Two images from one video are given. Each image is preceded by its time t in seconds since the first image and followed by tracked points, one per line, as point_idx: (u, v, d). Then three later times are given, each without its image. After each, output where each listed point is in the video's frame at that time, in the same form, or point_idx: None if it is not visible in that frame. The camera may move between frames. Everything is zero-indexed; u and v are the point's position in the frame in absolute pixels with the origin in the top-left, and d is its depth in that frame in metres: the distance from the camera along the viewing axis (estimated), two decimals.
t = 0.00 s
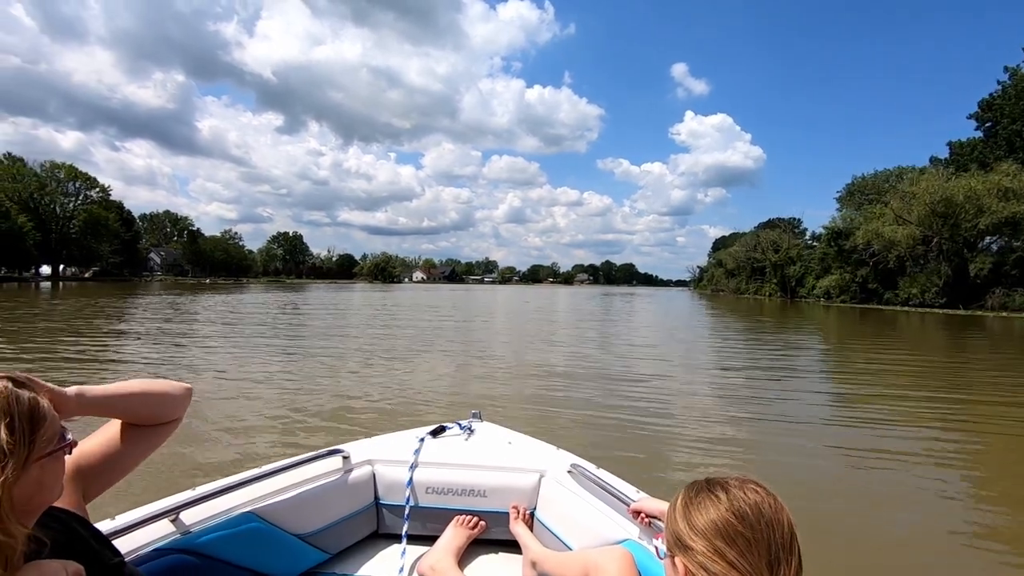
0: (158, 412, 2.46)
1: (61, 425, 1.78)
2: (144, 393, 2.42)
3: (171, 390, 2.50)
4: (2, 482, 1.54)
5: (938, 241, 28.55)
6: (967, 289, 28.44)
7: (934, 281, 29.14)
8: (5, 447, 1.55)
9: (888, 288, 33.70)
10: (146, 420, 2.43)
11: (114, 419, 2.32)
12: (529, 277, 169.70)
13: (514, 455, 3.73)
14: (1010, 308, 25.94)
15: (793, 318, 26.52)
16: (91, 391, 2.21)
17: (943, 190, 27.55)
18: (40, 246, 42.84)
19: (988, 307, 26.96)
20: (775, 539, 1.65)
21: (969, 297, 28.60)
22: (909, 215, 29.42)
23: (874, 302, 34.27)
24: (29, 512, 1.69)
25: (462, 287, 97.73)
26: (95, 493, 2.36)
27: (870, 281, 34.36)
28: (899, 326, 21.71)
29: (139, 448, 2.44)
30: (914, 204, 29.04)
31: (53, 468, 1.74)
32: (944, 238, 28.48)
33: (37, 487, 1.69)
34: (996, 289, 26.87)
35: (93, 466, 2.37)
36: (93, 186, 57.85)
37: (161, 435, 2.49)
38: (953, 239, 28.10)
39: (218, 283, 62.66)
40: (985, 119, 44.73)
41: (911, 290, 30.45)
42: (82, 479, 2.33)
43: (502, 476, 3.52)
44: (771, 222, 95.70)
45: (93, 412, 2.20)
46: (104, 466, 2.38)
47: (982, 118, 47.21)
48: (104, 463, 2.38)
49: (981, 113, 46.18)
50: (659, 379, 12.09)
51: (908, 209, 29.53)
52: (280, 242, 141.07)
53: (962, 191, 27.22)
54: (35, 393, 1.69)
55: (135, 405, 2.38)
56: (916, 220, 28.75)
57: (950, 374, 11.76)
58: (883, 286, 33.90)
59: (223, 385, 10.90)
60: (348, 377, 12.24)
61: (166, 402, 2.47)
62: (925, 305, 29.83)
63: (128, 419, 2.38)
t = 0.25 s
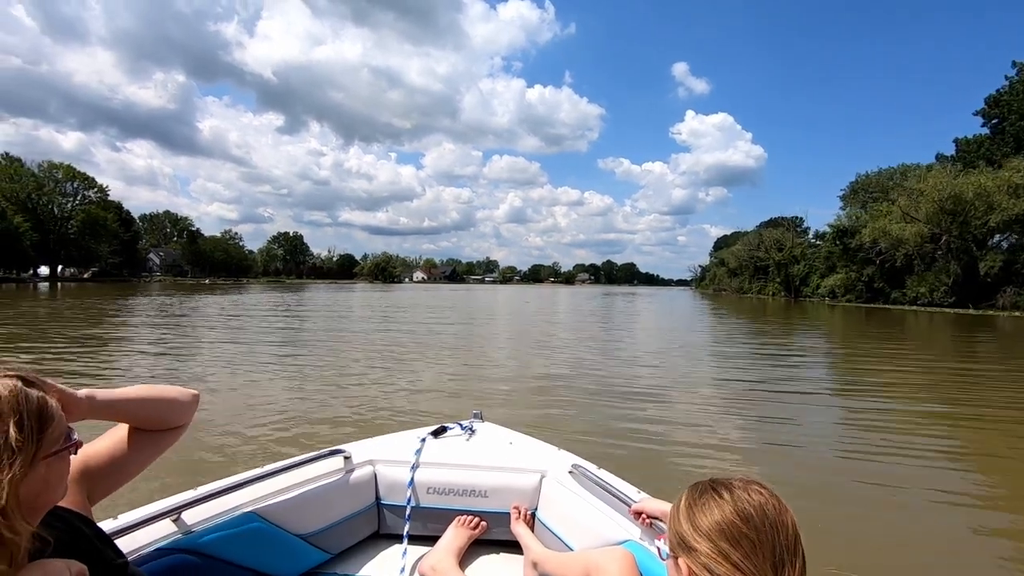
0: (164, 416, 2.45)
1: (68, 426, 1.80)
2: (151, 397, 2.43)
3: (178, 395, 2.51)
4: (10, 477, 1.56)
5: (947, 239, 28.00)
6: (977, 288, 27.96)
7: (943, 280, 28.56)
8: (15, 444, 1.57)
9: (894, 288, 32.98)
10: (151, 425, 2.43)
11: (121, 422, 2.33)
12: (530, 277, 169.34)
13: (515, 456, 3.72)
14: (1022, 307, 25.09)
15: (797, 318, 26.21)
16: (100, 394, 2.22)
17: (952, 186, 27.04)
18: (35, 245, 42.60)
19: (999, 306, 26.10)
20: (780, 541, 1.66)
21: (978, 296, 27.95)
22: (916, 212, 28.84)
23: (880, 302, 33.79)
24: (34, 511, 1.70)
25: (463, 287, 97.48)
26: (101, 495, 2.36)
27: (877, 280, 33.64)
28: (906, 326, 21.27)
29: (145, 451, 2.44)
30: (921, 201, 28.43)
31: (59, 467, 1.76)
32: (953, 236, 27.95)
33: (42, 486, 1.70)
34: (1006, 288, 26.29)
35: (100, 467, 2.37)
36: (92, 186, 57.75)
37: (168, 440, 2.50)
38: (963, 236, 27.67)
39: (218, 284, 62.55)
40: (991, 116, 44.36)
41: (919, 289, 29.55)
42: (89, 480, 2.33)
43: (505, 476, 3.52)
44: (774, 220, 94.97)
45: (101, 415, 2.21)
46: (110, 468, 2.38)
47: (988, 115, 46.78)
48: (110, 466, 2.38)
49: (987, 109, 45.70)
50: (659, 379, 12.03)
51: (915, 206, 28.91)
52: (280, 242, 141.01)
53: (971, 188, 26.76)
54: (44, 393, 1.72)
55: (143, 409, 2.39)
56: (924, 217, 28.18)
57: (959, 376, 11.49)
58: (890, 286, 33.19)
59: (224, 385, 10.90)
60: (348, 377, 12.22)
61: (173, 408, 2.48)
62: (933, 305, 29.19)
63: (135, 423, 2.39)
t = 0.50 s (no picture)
0: (167, 417, 2.46)
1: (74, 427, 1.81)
2: (153, 398, 2.43)
3: (180, 396, 2.51)
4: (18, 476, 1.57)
5: (953, 237, 27.62)
6: (984, 288, 27.47)
7: (949, 279, 27.97)
8: (24, 443, 1.58)
9: (898, 287, 32.45)
10: (154, 427, 2.43)
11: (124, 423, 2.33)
12: (529, 276, 169.04)
13: (517, 455, 3.73)
14: None
15: (800, 318, 25.96)
16: (104, 395, 2.22)
17: (958, 184, 26.67)
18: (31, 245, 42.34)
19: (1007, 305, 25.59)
20: (783, 541, 1.66)
21: (986, 296, 27.33)
22: (922, 210, 28.38)
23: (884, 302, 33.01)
24: (40, 512, 1.70)
25: (463, 287, 97.23)
26: (105, 496, 2.37)
27: (882, 279, 33.02)
28: (912, 326, 20.91)
29: (148, 453, 2.44)
30: (926, 199, 28.10)
31: (64, 467, 1.76)
32: (960, 234, 27.57)
33: (50, 486, 1.71)
34: (1014, 287, 25.76)
35: (104, 468, 2.38)
36: (88, 186, 57.52)
37: (171, 441, 2.50)
38: (970, 235, 27.33)
39: (216, 284, 62.30)
40: (995, 113, 44.08)
41: (924, 288, 28.86)
42: (92, 481, 2.33)
43: (507, 476, 3.53)
44: (776, 220, 94.47)
45: (105, 417, 2.21)
46: (114, 469, 2.39)
47: (992, 113, 46.47)
48: (114, 468, 2.38)
49: (991, 106, 45.39)
50: (660, 380, 12.01)
51: (920, 204, 28.55)
52: (278, 242, 140.76)
53: (978, 185, 26.44)
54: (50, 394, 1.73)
55: (146, 411, 2.39)
56: (930, 216, 27.73)
57: (967, 375, 11.31)
58: (895, 286, 32.56)
59: (224, 386, 10.89)
60: (349, 378, 12.20)
61: (176, 410, 2.48)
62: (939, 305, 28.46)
63: (139, 425, 2.39)
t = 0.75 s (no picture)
0: (171, 419, 2.47)
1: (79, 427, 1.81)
2: (156, 400, 2.44)
3: (183, 398, 2.52)
4: (24, 476, 1.57)
5: (957, 237, 27.27)
6: (989, 289, 26.89)
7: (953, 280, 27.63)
8: (31, 441, 1.58)
9: (900, 287, 32.40)
10: (158, 428, 2.44)
11: (127, 425, 2.33)
12: (526, 277, 168.81)
13: (520, 455, 3.73)
14: None
15: (802, 318, 25.78)
16: (108, 397, 2.22)
17: (962, 182, 26.27)
18: (24, 244, 41.97)
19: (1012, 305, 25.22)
20: (786, 538, 1.67)
21: (990, 297, 26.92)
22: (925, 209, 27.98)
23: (886, 302, 32.84)
24: (45, 512, 1.70)
25: (460, 287, 96.96)
26: (108, 497, 2.37)
27: (885, 279, 32.91)
28: (916, 327, 20.63)
29: (151, 455, 2.44)
30: (929, 198, 27.69)
31: (71, 466, 1.76)
32: (964, 233, 27.24)
33: (53, 486, 1.70)
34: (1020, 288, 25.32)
35: (108, 470, 2.38)
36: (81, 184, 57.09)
37: (173, 443, 2.50)
38: (974, 234, 26.98)
39: (211, 284, 61.94)
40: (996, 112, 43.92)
41: (928, 289, 28.57)
42: (96, 482, 2.33)
43: (509, 476, 3.54)
44: (775, 220, 94.15)
45: (110, 418, 2.21)
46: (117, 472, 2.38)
47: (993, 112, 46.25)
48: (117, 469, 2.38)
49: (993, 104, 45.22)
50: (659, 380, 12.00)
51: (922, 203, 28.17)
52: (274, 242, 140.27)
53: (983, 183, 26.04)
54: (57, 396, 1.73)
55: (150, 412, 2.40)
56: (933, 215, 27.28)
57: (971, 377, 11.20)
58: (898, 286, 32.44)
59: (221, 387, 10.85)
60: (346, 378, 12.19)
61: (179, 412, 2.48)
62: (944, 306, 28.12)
63: (142, 427, 2.40)
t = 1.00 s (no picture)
0: (173, 420, 2.46)
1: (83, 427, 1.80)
2: (158, 400, 2.43)
3: (185, 398, 2.51)
4: (28, 476, 1.56)
5: (959, 237, 27.01)
6: (992, 289, 26.69)
7: (956, 280, 27.45)
8: (35, 441, 1.57)
9: (901, 287, 32.21)
10: (159, 429, 2.43)
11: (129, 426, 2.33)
12: (522, 276, 168.55)
13: (521, 455, 3.74)
14: None
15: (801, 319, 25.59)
16: (110, 397, 2.21)
17: (964, 181, 26.09)
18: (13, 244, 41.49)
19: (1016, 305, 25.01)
20: (787, 538, 1.68)
21: (992, 297, 26.73)
22: (926, 208, 27.87)
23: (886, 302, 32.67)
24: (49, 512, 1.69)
25: (456, 287, 96.51)
26: (111, 497, 2.37)
27: (885, 280, 32.70)
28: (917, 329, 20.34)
29: (153, 455, 2.44)
30: (930, 196, 27.59)
31: (75, 466, 1.75)
32: (966, 233, 26.96)
33: (58, 486, 1.69)
34: None
35: (109, 470, 2.37)
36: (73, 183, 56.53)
37: (176, 443, 2.50)
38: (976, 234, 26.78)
39: (205, 284, 61.47)
40: (996, 112, 43.84)
41: (930, 289, 28.47)
42: (97, 482, 2.33)
43: (510, 476, 3.55)
44: (773, 220, 93.91)
45: (112, 418, 2.21)
46: (119, 472, 2.38)
47: (991, 112, 46.18)
48: (118, 470, 2.37)
49: (992, 104, 45.17)
50: (657, 381, 11.99)
51: (924, 202, 28.04)
52: (269, 242, 139.60)
53: (985, 182, 25.83)
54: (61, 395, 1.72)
55: (151, 413, 2.39)
56: (935, 214, 27.18)
57: (974, 381, 11.07)
58: (898, 286, 32.23)
59: (217, 389, 10.80)
60: (343, 379, 12.15)
61: (180, 412, 2.48)
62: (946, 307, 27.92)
63: (145, 427, 2.39)
